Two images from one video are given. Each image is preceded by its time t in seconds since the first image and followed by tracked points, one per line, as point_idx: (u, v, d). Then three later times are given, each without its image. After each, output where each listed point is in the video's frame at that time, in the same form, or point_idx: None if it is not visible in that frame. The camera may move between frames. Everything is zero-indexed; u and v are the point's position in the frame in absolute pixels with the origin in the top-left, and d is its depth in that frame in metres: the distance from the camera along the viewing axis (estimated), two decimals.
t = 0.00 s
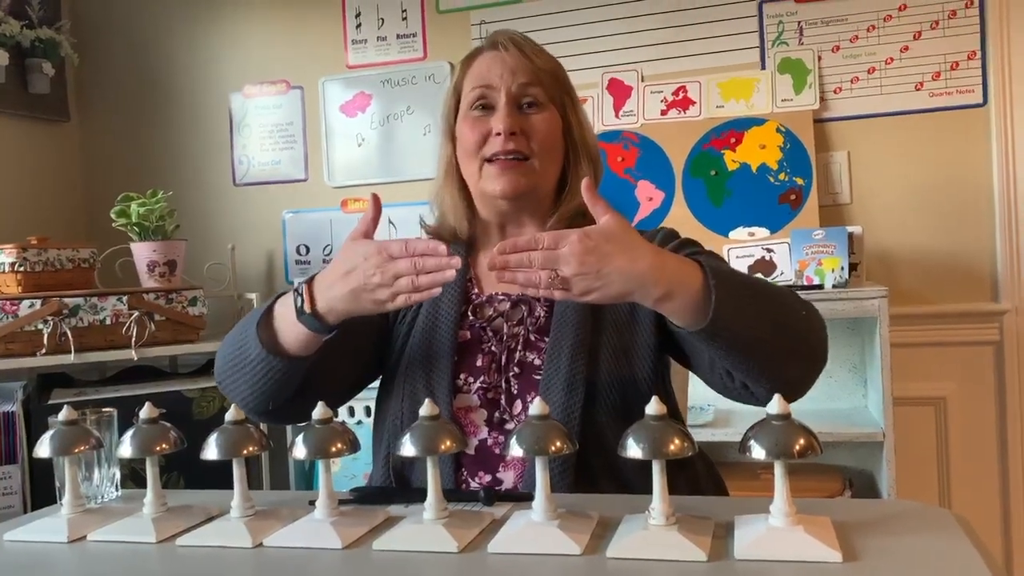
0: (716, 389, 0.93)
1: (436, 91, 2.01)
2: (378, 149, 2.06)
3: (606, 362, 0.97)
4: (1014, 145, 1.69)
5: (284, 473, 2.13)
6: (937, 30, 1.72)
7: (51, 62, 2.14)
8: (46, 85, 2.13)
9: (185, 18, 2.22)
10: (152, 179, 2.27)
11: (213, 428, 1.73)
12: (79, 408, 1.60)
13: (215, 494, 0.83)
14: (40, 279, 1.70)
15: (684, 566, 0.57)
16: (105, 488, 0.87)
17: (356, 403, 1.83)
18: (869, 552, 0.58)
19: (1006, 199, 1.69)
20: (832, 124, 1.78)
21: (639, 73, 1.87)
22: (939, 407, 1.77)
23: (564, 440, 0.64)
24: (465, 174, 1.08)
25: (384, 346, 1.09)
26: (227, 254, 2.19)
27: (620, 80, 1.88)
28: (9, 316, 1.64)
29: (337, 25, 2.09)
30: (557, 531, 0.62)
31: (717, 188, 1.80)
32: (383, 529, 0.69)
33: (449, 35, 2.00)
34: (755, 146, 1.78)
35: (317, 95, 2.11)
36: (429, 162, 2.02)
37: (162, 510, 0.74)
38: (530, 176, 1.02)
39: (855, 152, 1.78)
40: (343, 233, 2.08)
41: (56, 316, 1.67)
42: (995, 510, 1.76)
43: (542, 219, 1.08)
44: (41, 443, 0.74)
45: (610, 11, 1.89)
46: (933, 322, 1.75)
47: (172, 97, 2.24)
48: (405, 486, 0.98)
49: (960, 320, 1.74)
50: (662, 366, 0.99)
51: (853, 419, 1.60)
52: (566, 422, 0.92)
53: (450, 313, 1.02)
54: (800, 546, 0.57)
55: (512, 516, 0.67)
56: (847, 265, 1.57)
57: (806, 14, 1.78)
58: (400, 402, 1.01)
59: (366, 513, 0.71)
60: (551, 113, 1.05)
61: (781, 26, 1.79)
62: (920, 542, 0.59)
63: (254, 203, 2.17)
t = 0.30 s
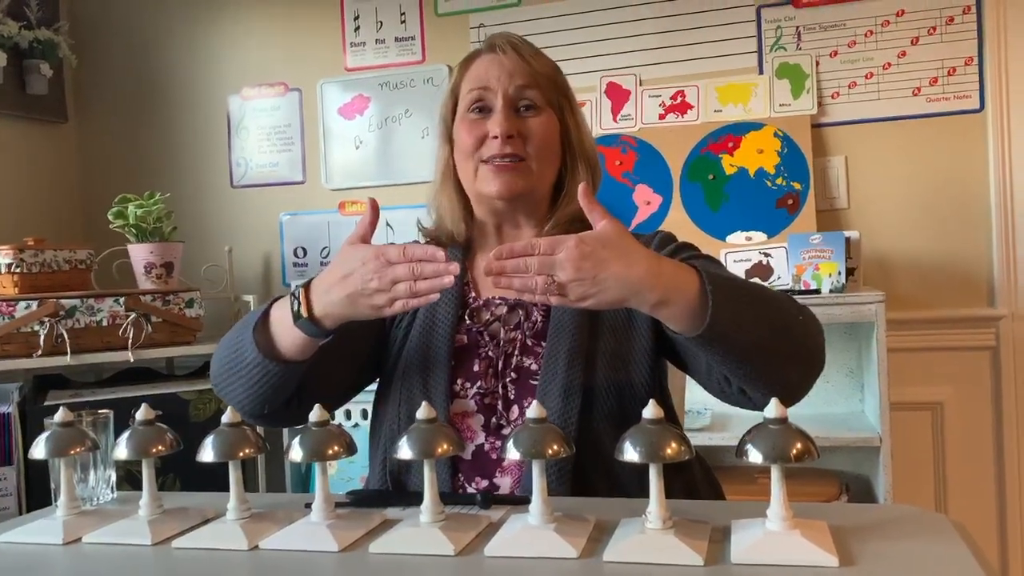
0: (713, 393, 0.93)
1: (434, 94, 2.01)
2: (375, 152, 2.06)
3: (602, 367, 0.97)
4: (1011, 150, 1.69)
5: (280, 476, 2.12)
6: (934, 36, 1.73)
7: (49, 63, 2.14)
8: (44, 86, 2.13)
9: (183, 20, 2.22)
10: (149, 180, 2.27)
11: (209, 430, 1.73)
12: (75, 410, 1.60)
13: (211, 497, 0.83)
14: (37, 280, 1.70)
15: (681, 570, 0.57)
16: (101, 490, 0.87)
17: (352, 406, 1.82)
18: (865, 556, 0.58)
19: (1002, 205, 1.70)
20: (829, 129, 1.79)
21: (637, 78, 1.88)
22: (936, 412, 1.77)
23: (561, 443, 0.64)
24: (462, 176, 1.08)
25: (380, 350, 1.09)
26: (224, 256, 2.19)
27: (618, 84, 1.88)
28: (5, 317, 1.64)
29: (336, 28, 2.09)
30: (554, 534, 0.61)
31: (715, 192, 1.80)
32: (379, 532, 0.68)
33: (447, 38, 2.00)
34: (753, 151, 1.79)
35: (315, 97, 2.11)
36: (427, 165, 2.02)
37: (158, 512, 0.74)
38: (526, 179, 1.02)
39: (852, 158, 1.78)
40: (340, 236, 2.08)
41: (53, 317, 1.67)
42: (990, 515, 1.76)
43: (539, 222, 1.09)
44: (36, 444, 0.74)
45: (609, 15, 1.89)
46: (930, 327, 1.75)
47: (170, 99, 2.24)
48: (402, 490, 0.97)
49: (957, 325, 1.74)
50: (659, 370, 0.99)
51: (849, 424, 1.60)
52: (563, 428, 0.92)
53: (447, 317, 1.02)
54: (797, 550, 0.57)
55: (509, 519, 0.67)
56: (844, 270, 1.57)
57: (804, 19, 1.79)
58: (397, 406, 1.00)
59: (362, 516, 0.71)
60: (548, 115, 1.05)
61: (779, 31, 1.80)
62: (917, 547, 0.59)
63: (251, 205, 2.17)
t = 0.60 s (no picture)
0: (712, 398, 0.94)
1: (433, 98, 2.01)
2: (374, 155, 2.06)
3: (601, 373, 0.97)
4: (1009, 156, 1.69)
5: (278, 479, 2.12)
6: (933, 42, 1.73)
7: (48, 66, 2.14)
8: (43, 89, 2.13)
9: (183, 23, 2.22)
10: (148, 183, 2.27)
11: (208, 434, 1.72)
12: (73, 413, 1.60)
13: (211, 500, 0.83)
14: (35, 282, 1.70)
15: None
16: (99, 493, 0.87)
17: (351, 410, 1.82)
18: (864, 562, 0.58)
19: (1000, 210, 1.70)
20: (828, 134, 1.79)
21: (636, 82, 1.88)
22: (934, 417, 1.77)
23: (560, 448, 0.64)
24: (461, 180, 1.09)
25: (379, 354, 1.09)
26: (222, 259, 2.19)
27: (618, 88, 1.89)
28: (3, 320, 1.64)
29: (335, 31, 2.09)
30: (553, 539, 0.61)
31: (714, 197, 1.81)
32: (378, 536, 0.68)
33: (447, 42, 2.01)
34: (752, 155, 1.79)
35: (314, 101, 2.11)
36: (426, 168, 2.02)
37: (157, 516, 0.74)
38: (525, 184, 1.02)
39: (850, 162, 1.78)
40: (339, 239, 2.08)
41: (51, 320, 1.67)
42: (988, 520, 1.76)
43: (538, 227, 1.08)
44: (35, 447, 0.74)
45: (608, 19, 1.90)
46: (928, 332, 1.75)
47: (169, 101, 2.24)
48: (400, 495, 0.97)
49: (955, 330, 1.74)
50: (658, 375, 0.99)
51: (848, 428, 1.60)
52: (562, 433, 0.92)
53: (446, 321, 1.02)
54: (795, 556, 0.57)
55: (507, 524, 0.67)
56: (842, 275, 1.57)
57: (803, 24, 1.79)
58: (396, 412, 1.00)
59: (361, 520, 0.71)
60: (548, 119, 1.06)
61: (778, 36, 1.80)
62: (916, 553, 0.59)
63: (250, 208, 2.17)
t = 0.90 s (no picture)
0: (713, 402, 0.94)
1: (433, 101, 2.01)
2: (374, 158, 2.06)
3: (601, 378, 0.97)
4: (1009, 160, 1.70)
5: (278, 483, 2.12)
6: (933, 46, 1.74)
7: (49, 69, 2.14)
8: (43, 92, 2.13)
9: (183, 26, 2.23)
10: (148, 186, 2.27)
11: (208, 437, 1.72)
12: (73, 416, 1.60)
13: (211, 504, 0.83)
14: (35, 286, 1.70)
15: None
16: (99, 497, 0.87)
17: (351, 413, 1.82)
18: (865, 567, 0.58)
19: (1000, 214, 1.70)
20: (828, 138, 1.79)
21: (636, 86, 1.88)
22: (934, 420, 1.77)
23: (561, 453, 0.64)
24: (462, 184, 1.08)
25: (379, 358, 1.09)
26: (222, 262, 2.19)
27: (618, 92, 1.89)
28: (3, 323, 1.64)
29: (336, 35, 2.09)
30: (554, 543, 0.61)
31: (714, 201, 1.81)
32: (379, 541, 0.68)
33: (447, 46, 2.01)
34: (752, 159, 1.79)
35: (314, 104, 2.12)
36: (426, 172, 2.02)
37: (157, 520, 0.74)
38: (526, 188, 1.02)
39: (850, 166, 1.78)
40: (339, 242, 2.09)
41: (51, 323, 1.67)
42: (988, 524, 1.76)
43: (539, 231, 1.09)
44: (35, 451, 0.74)
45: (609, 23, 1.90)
46: (928, 336, 1.75)
47: (170, 105, 2.24)
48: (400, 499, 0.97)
49: (955, 334, 1.74)
50: (658, 380, 0.99)
51: (848, 432, 1.60)
52: (562, 438, 0.92)
53: (447, 325, 1.02)
54: (796, 561, 0.57)
55: (508, 528, 0.67)
56: (842, 279, 1.57)
57: (803, 28, 1.79)
58: (396, 416, 1.00)
59: (362, 524, 0.71)
60: (549, 122, 1.06)
61: (778, 40, 1.80)
62: (917, 557, 0.59)
63: (250, 212, 2.17)
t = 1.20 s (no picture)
0: (713, 405, 0.94)
1: (434, 104, 2.02)
2: (375, 161, 2.06)
3: (601, 381, 0.97)
4: (1009, 162, 1.70)
5: (278, 486, 2.12)
6: (933, 48, 1.74)
7: (50, 72, 2.15)
8: (44, 95, 2.13)
9: (184, 29, 2.23)
10: (149, 188, 2.27)
11: (209, 440, 1.72)
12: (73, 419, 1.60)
13: (212, 507, 0.83)
14: (36, 288, 1.70)
15: None
16: (100, 500, 0.86)
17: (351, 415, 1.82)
18: (866, 569, 0.58)
19: (1000, 216, 1.70)
20: (827, 140, 1.79)
21: (636, 88, 1.88)
22: (935, 423, 1.77)
23: (561, 455, 0.64)
24: (462, 187, 1.09)
25: (380, 360, 1.09)
26: (223, 264, 2.19)
27: (618, 94, 1.89)
28: (4, 326, 1.63)
29: (336, 38, 2.10)
30: (554, 545, 0.61)
31: (714, 203, 1.81)
32: (380, 543, 0.68)
33: (447, 48, 2.01)
34: (752, 162, 1.79)
35: (315, 107, 2.12)
36: (425, 174, 2.03)
37: (157, 522, 0.74)
38: (527, 191, 1.02)
39: (850, 168, 1.79)
40: (339, 245, 2.09)
41: (52, 326, 1.67)
42: (989, 526, 1.76)
43: (539, 234, 1.09)
44: (36, 454, 0.74)
45: (609, 25, 1.90)
46: (928, 338, 1.75)
47: (170, 108, 2.25)
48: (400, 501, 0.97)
49: (955, 335, 1.74)
50: (658, 382, 0.99)
51: (849, 434, 1.60)
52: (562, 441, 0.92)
53: (447, 327, 1.02)
54: (797, 563, 0.57)
55: (509, 531, 0.67)
56: (842, 281, 1.57)
57: (803, 31, 1.79)
58: (397, 418, 1.00)
59: (362, 526, 0.71)
60: (549, 124, 1.06)
61: (779, 42, 1.81)
62: (916, 559, 0.59)
63: (250, 214, 2.18)
